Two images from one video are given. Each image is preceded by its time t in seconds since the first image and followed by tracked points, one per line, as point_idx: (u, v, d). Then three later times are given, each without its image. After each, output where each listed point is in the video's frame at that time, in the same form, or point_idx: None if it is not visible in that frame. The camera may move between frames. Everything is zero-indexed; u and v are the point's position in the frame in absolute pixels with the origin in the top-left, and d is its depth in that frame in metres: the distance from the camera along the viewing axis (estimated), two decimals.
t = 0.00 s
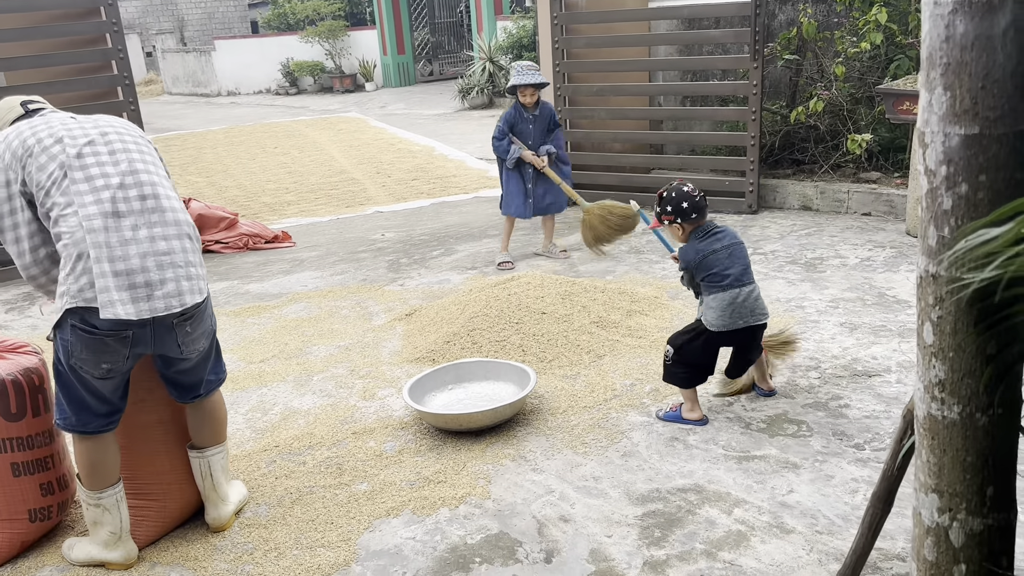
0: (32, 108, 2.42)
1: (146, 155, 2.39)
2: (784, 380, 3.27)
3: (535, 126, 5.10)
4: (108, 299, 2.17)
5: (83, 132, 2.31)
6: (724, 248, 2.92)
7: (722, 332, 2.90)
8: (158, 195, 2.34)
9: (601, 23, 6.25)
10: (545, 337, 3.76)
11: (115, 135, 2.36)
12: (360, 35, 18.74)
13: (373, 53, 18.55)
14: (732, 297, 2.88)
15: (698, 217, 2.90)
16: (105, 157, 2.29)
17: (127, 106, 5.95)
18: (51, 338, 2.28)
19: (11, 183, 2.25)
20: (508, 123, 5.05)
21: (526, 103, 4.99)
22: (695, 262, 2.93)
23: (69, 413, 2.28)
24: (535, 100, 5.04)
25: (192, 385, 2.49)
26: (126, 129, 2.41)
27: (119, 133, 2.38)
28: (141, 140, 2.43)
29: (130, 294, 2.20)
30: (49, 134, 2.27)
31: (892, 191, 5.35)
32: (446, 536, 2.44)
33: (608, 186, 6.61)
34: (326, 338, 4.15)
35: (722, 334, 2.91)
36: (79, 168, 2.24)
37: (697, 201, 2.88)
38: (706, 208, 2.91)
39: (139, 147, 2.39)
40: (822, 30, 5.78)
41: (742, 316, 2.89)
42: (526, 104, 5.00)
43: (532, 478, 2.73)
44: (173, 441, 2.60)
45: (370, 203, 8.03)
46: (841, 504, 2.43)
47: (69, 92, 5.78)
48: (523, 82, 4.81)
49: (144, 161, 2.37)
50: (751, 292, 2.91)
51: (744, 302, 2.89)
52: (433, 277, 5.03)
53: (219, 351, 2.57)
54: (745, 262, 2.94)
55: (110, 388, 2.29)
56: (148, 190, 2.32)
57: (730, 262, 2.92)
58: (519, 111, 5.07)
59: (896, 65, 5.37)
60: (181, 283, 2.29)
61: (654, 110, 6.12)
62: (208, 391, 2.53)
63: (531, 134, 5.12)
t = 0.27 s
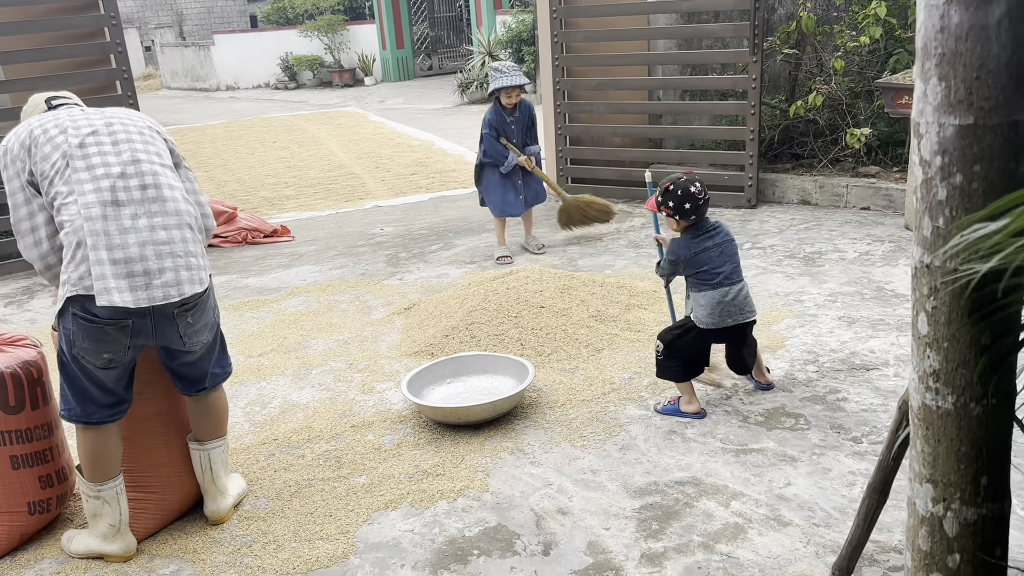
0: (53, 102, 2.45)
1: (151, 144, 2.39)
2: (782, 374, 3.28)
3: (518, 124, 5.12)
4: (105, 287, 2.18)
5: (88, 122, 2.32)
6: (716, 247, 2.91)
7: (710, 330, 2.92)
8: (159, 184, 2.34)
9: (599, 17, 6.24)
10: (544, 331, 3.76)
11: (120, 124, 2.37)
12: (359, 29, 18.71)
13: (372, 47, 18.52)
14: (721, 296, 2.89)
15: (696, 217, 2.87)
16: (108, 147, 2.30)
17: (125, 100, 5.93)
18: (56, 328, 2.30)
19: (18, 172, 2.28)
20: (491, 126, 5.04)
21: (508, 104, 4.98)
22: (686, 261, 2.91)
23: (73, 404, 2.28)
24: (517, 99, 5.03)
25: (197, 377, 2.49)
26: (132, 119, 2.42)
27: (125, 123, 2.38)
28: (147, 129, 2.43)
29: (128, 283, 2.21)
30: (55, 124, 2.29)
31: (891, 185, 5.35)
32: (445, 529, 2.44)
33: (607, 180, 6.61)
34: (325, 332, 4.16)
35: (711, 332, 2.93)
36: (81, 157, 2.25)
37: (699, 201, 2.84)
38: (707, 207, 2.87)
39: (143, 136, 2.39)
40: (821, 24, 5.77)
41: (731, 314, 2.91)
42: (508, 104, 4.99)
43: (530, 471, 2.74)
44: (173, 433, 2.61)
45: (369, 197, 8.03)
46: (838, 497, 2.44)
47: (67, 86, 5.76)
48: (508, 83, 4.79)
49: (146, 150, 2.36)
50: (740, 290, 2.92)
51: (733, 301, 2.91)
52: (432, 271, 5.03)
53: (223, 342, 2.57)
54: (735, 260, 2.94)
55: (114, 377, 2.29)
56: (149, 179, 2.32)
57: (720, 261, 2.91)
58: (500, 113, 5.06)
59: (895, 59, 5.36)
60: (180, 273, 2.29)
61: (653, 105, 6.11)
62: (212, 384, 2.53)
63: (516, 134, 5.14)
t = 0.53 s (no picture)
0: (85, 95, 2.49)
1: (148, 138, 2.36)
2: (781, 370, 3.29)
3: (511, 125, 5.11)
4: (85, 279, 2.19)
5: (86, 115, 2.32)
6: (719, 233, 2.91)
7: (706, 316, 2.93)
8: (150, 177, 2.30)
9: (598, 13, 6.24)
10: (543, 327, 3.77)
11: (119, 117, 2.35)
12: (358, 26, 18.70)
13: (371, 44, 18.51)
14: (719, 283, 2.90)
15: (703, 205, 2.87)
16: (102, 139, 2.28)
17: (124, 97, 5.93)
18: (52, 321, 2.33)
19: (19, 163, 2.31)
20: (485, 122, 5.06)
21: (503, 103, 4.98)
22: (687, 245, 2.93)
23: (66, 397, 2.31)
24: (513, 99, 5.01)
25: (192, 374, 2.48)
26: (134, 112, 2.39)
27: (124, 116, 2.36)
28: (148, 122, 2.40)
29: (110, 278, 2.20)
30: (54, 118, 2.30)
31: (889, 182, 5.36)
32: (444, 524, 2.45)
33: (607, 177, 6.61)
34: (324, 329, 4.16)
35: (710, 318, 2.93)
36: (74, 150, 2.25)
37: (709, 189, 2.84)
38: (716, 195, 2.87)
39: (141, 129, 2.36)
40: (820, 20, 5.77)
41: (728, 301, 2.91)
42: (506, 103, 4.96)
43: (530, 466, 2.74)
44: (172, 430, 2.61)
45: (368, 194, 8.02)
46: (836, 493, 2.45)
47: (66, 82, 5.76)
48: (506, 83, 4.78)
49: (141, 143, 2.33)
50: (739, 278, 2.92)
51: (732, 288, 2.91)
52: (431, 268, 5.04)
53: (220, 341, 2.55)
54: (738, 248, 2.93)
55: (104, 371, 2.30)
56: (139, 173, 2.29)
57: (721, 247, 2.91)
58: (495, 109, 5.07)
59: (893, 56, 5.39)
60: (164, 269, 2.26)
61: (652, 101, 6.11)
62: (207, 380, 2.51)
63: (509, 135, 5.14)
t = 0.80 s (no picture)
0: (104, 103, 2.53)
1: (142, 143, 2.35)
2: (779, 371, 3.29)
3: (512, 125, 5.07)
4: (63, 281, 2.19)
5: (83, 120, 2.33)
6: (726, 222, 2.92)
7: (712, 307, 2.94)
8: (138, 182, 2.28)
9: (596, 15, 6.25)
10: (541, 329, 3.77)
11: (115, 123, 2.35)
12: (356, 26, 18.70)
13: (369, 45, 18.50)
14: (726, 274, 2.90)
15: (712, 189, 2.88)
16: (94, 143, 2.28)
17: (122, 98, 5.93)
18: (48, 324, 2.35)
19: (19, 166, 2.35)
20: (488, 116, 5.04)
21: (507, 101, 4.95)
22: (695, 233, 2.95)
23: (57, 400, 2.32)
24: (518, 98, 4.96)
25: (183, 382, 2.46)
26: (132, 119, 2.39)
27: (121, 121, 2.36)
28: (145, 128, 2.39)
29: (89, 281, 2.19)
30: (54, 123, 2.33)
31: (887, 183, 5.36)
32: (443, 527, 2.45)
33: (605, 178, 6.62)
34: (323, 331, 4.16)
35: (717, 309, 2.94)
36: (66, 153, 2.26)
37: (719, 172, 2.84)
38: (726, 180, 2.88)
39: (136, 134, 2.36)
40: (818, 22, 5.78)
41: (734, 293, 2.92)
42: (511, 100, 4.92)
43: (529, 469, 2.74)
44: (170, 434, 2.61)
45: (366, 195, 8.02)
46: (835, 495, 2.45)
47: (64, 83, 5.75)
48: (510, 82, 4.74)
49: (133, 147, 2.32)
50: (745, 269, 2.92)
51: (738, 279, 2.91)
52: (429, 269, 5.04)
53: (214, 348, 2.54)
54: (745, 238, 2.93)
55: (92, 376, 2.29)
56: (127, 177, 2.27)
57: (728, 236, 2.91)
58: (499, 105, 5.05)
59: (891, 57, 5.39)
60: (146, 274, 2.23)
61: (650, 102, 6.12)
62: (199, 389, 2.50)
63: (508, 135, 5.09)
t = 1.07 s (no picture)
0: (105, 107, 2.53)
1: (133, 151, 2.34)
2: (778, 376, 3.28)
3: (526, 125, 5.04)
4: (48, 290, 2.19)
5: (74, 128, 2.33)
6: (727, 218, 2.91)
7: (715, 306, 2.94)
8: (126, 190, 2.27)
9: (594, 19, 6.26)
10: (540, 334, 3.77)
11: (107, 131, 2.34)
12: (353, 29, 18.72)
13: (367, 48, 18.52)
14: (727, 271, 2.91)
15: (713, 181, 2.87)
16: (84, 151, 2.28)
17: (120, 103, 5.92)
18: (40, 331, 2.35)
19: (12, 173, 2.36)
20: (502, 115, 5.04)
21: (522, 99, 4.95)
22: (696, 227, 2.93)
23: (47, 408, 2.32)
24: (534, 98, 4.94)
25: (173, 393, 2.46)
26: (125, 126, 2.39)
27: (113, 129, 2.35)
28: (136, 135, 2.38)
29: (74, 290, 2.19)
30: (46, 131, 2.33)
31: (885, 186, 5.37)
32: (442, 534, 2.44)
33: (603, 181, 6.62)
34: (321, 336, 4.15)
35: (720, 307, 2.94)
36: (56, 161, 2.26)
37: (720, 164, 2.84)
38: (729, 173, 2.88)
39: (128, 142, 2.35)
40: (815, 25, 5.79)
41: (735, 291, 2.92)
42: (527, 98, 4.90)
43: (528, 475, 2.74)
44: (166, 440, 2.60)
45: (364, 199, 8.02)
46: (834, 500, 2.45)
47: (62, 88, 5.75)
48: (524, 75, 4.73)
49: (124, 155, 2.31)
50: (745, 266, 2.93)
51: (739, 276, 2.92)
52: (427, 273, 5.04)
53: (206, 358, 2.53)
54: (745, 235, 2.93)
55: (80, 384, 2.29)
56: (116, 185, 2.27)
57: (729, 233, 2.91)
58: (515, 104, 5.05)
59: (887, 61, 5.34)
60: (131, 283, 2.22)
61: (647, 106, 6.13)
62: (190, 400, 2.49)
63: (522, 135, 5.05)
